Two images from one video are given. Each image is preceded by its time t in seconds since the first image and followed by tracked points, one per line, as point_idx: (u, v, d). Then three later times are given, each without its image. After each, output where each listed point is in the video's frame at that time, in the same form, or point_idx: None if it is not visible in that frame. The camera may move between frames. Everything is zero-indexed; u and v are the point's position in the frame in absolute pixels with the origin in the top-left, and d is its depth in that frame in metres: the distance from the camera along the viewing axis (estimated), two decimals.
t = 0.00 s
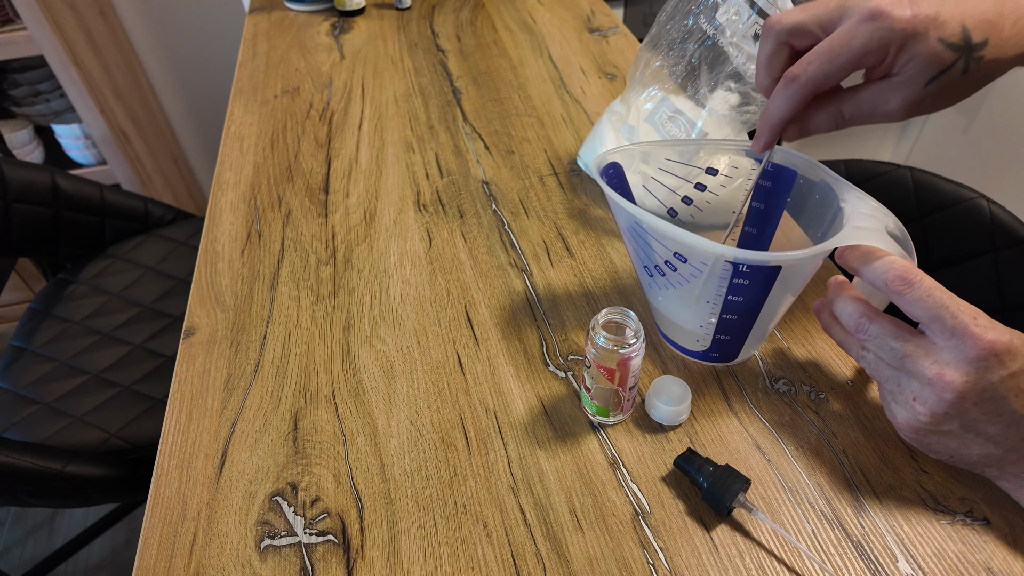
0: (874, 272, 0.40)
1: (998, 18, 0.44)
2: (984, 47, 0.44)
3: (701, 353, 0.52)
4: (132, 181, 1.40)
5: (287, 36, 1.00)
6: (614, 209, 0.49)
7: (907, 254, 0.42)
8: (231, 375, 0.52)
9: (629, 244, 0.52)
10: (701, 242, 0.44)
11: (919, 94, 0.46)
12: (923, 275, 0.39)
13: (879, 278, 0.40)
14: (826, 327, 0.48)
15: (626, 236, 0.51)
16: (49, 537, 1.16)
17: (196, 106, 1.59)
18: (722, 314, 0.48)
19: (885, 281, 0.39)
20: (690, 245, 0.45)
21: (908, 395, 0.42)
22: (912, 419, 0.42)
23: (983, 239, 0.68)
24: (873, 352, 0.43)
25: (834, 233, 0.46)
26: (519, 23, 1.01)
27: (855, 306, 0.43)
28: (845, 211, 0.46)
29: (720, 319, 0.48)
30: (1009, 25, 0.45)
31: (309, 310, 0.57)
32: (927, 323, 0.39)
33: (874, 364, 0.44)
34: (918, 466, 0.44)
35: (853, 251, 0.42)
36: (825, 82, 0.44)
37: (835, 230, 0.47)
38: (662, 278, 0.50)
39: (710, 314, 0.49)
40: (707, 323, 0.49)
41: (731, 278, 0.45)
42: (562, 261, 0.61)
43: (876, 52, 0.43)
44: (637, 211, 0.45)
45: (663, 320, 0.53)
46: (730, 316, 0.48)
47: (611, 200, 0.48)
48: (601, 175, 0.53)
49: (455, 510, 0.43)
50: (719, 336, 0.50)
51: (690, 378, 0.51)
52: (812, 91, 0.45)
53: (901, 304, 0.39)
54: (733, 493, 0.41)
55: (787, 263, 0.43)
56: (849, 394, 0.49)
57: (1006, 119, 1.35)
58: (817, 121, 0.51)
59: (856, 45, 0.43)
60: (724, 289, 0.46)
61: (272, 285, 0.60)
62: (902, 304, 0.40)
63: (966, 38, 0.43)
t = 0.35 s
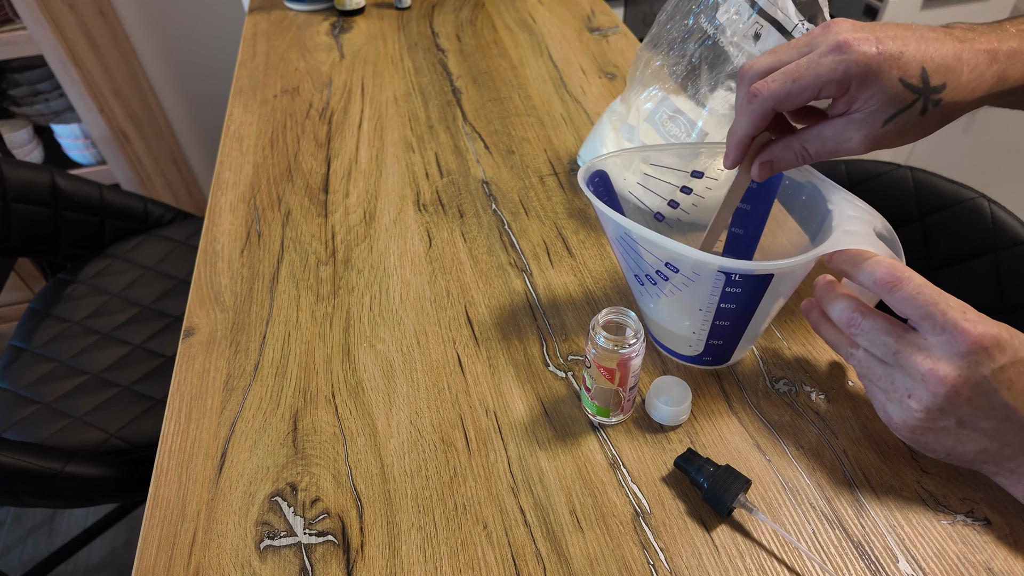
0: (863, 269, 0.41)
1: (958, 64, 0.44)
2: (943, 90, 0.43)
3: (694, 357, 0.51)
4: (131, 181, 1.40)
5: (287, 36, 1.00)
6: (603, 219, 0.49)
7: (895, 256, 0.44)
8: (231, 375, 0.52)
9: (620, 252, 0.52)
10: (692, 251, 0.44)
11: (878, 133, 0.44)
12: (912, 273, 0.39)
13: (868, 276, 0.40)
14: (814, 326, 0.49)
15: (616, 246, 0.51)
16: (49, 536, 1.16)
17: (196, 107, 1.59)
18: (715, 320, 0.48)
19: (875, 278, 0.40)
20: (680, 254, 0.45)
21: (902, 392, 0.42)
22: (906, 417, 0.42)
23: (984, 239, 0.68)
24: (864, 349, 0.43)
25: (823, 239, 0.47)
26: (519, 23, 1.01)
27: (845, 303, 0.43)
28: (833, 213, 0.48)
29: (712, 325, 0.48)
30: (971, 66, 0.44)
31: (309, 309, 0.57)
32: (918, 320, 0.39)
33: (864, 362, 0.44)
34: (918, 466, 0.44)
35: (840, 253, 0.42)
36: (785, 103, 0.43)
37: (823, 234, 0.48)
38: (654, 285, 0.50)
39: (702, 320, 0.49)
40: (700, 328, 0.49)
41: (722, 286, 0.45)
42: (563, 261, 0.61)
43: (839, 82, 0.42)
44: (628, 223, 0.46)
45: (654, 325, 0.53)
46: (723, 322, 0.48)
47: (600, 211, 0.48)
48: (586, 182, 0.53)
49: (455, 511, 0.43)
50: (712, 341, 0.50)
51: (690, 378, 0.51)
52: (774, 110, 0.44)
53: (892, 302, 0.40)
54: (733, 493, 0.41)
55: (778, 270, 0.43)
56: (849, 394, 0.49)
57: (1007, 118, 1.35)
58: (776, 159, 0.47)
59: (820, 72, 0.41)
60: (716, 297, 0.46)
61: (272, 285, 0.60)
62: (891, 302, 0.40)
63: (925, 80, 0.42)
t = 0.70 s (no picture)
0: (828, 281, 0.41)
1: (933, 81, 0.44)
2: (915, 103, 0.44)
3: (669, 349, 0.52)
4: (131, 181, 1.40)
5: (287, 36, 1.00)
6: (575, 212, 0.49)
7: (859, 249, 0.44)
8: (231, 375, 0.52)
9: (594, 245, 0.52)
10: (661, 244, 0.44)
11: (853, 141, 0.44)
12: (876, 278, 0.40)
13: (834, 287, 0.41)
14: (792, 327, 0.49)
15: (590, 239, 0.51)
16: (49, 537, 1.16)
17: (195, 106, 1.59)
18: (686, 313, 0.49)
19: (841, 290, 0.40)
20: (649, 247, 0.45)
21: (888, 385, 0.42)
22: (894, 410, 0.42)
23: (984, 239, 0.68)
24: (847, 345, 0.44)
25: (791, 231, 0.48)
26: (519, 23, 1.01)
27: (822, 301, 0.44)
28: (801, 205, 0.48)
29: (684, 316, 0.49)
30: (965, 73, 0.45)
31: (309, 309, 0.57)
32: (894, 318, 0.40)
33: (849, 358, 0.45)
34: (918, 466, 0.44)
35: (802, 266, 0.43)
36: (767, 104, 0.43)
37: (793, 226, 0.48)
38: (627, 277, 0.51)
39: (674, 312, 0.49)
40: (672, 319, 0.50)
41: (692, 278, 0.46)
42: (563, 261, 0.61)
43: (819, 87, 0.42)
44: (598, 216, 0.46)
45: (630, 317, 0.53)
46: (694, 314, 0.49)
47: (572, 204, 0.48)
48: (563, 180, 0.52)
49: (455, 511, 0.43)
50: (685, 332, 0.50)
51: (690, 378, 0.51)
52: (755, 110, 0.44)
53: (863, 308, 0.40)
54: (733, 493, 0.41)
55: (745, 261, 0.43)
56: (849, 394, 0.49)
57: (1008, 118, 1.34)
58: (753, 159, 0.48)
59: (802, 75, 0.42)
60: (686, 289, 0.47)
61: (271, 285, 0.60)
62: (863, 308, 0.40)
63: (900, 91, 0.43)
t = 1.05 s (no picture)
0: (882, 319, 0.41)
1: (947, 77, 0.43)
2: (922, 103, 0.43)
3: (669, 351, 0.52)
4: (131, 181, 1.40)
5: (287, 36, 1.00)
6: (574, 215, 0.49)
7: (861, 250, 0.44)
8: (231, 375, 0.52)
9: (593, 249, 0.52)
10: (661, 248, 0.44)
11: (853, 145, 0.44)
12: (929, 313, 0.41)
13: (890, 325, 0.41)
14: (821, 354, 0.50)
15: (589, 243, 0.51)
16: (49, 537, 1.16)
17: (196, 107, 1.59)
18: (687, 315, 0.49)
19: (900, 328, 0.41)
20: (649, 251, 0.45)
21: (936, 410, 0.44)
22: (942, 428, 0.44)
23: (984, 239, 0.68)
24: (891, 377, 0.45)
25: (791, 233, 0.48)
26: (519, 23, 1.01)
27: (864, 338, 0.45)
28: (800, 206, 0.48)
29: (685, 319, 0.49)
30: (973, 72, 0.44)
31: (309, 309, 0.57)
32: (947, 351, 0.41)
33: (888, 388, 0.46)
34: (918, 465, 0.44)
35: (853, 296, 0.42)
36: (754, 94, 0.45)
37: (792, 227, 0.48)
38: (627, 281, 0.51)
39: (674, 315, 0.49)
40: (672, 322, 0.50)
41: (692, 281, 0.46)
42: (563, 261, 0.61)
43: (809, 84, 0.42)
44: (598, 219, 0.45)
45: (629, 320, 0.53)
46: (695, 316, 0.49)
47: (570, 207, 0.48)
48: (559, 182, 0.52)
49: (455, 511, 0.43)
50: (685, 334, 0.50)
51: (690, 378, 0.51)
52: (740, 98, 0.46)
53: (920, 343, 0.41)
54: (733, 493, 0.41)
55: (745, 263, 0.43)
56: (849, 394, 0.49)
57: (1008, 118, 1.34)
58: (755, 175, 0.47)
59: (791, 69, 0.42)
60: (687, 291, 0.47)
61: (271, 285, 0.60)
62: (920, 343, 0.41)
63: (903, 90, 0.42)
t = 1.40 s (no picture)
0: (883, 303, 0.40)
1: (944, 62, 0.43)
2: (913, 86, 0.42)
3: (672, 352, 0.52)
4: (131, 181, 1.40)
5: (287, 36, 1.00)
6: (572, 219, 0.49)
7: (860, 243, 0.44)
8: (231, 375, 0.52)
9: (592, 254, 0.51)
10: (667, 250, 0.44)
11: (841, 127, 0.44)
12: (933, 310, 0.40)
13: (890, 312, 0.40)
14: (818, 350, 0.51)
15: (588, 247, 0.51)
16: (49, 537, 1.16)
17: (196, 106, 1.59)
18: (691, 316, 0.49)
19: (899, 316, 0.40)
20: (653, 254, 0.45)
21: (925, 415, 0.44)
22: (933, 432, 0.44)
23: (984, 239, 0.68)
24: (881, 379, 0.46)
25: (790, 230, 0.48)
26: (519, 23, 1.01)
27: (856, 339, 0.46)
28: (795, 203, 0.49)
29: (689, 320, 0.49)
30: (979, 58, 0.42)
31: (309, 309, 0.57)
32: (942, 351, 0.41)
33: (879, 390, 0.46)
34: (919, 466, 0.44)
35: (860, 276, 0.41)
36: (751, 70, 0.48)
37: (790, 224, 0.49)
38: (629, 285, 0.50)
39: (678, 316, 0.49)
40: (677, 324, 0.50)
41: (698, 282, 0.46)
42: (563, 261, 0.61)
43: (797, 62, 0.45)
44: (599, 224, 0.45)
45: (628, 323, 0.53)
46: (699, 317, 0.49)
47: (568, 212, 0.47)
48: (557, 188, 0.51)
49: (455, 511, 0.43)
50: (689, 335, 0.50)
51: (690, 378, 0.51)
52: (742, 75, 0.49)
53: (917, 337, 0.40)
54: (733, 493, 0.41)
55: (751, 262, 0.44)
56: (849, 394, 0.49)
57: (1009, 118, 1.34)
58: (751, 150, 0.48)
59: (784, 46, 0.45)
60: (691, 292, 0.47)
61: (271, 285, 0.60)
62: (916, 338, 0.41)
63: (892, 71, 0.42)
